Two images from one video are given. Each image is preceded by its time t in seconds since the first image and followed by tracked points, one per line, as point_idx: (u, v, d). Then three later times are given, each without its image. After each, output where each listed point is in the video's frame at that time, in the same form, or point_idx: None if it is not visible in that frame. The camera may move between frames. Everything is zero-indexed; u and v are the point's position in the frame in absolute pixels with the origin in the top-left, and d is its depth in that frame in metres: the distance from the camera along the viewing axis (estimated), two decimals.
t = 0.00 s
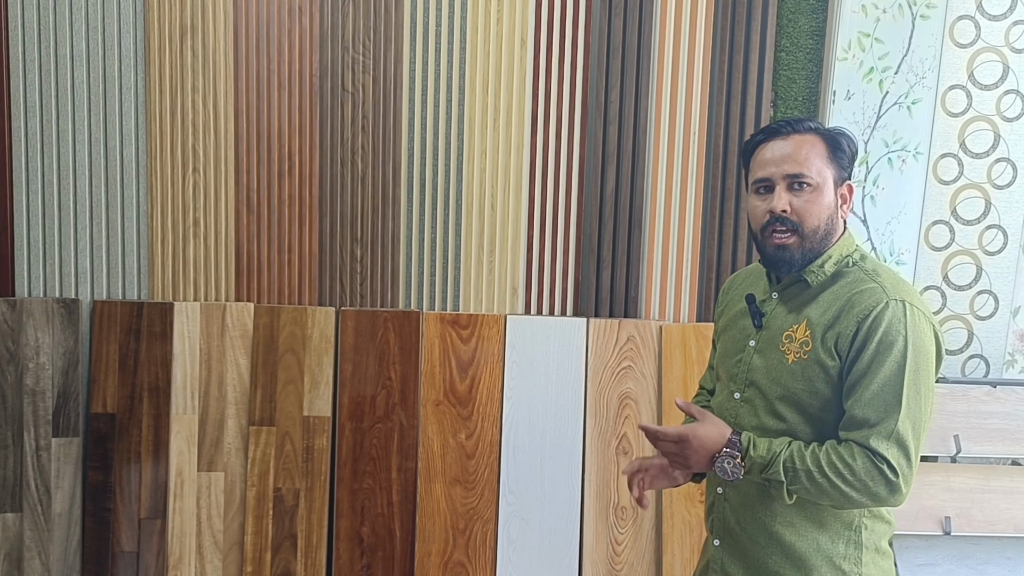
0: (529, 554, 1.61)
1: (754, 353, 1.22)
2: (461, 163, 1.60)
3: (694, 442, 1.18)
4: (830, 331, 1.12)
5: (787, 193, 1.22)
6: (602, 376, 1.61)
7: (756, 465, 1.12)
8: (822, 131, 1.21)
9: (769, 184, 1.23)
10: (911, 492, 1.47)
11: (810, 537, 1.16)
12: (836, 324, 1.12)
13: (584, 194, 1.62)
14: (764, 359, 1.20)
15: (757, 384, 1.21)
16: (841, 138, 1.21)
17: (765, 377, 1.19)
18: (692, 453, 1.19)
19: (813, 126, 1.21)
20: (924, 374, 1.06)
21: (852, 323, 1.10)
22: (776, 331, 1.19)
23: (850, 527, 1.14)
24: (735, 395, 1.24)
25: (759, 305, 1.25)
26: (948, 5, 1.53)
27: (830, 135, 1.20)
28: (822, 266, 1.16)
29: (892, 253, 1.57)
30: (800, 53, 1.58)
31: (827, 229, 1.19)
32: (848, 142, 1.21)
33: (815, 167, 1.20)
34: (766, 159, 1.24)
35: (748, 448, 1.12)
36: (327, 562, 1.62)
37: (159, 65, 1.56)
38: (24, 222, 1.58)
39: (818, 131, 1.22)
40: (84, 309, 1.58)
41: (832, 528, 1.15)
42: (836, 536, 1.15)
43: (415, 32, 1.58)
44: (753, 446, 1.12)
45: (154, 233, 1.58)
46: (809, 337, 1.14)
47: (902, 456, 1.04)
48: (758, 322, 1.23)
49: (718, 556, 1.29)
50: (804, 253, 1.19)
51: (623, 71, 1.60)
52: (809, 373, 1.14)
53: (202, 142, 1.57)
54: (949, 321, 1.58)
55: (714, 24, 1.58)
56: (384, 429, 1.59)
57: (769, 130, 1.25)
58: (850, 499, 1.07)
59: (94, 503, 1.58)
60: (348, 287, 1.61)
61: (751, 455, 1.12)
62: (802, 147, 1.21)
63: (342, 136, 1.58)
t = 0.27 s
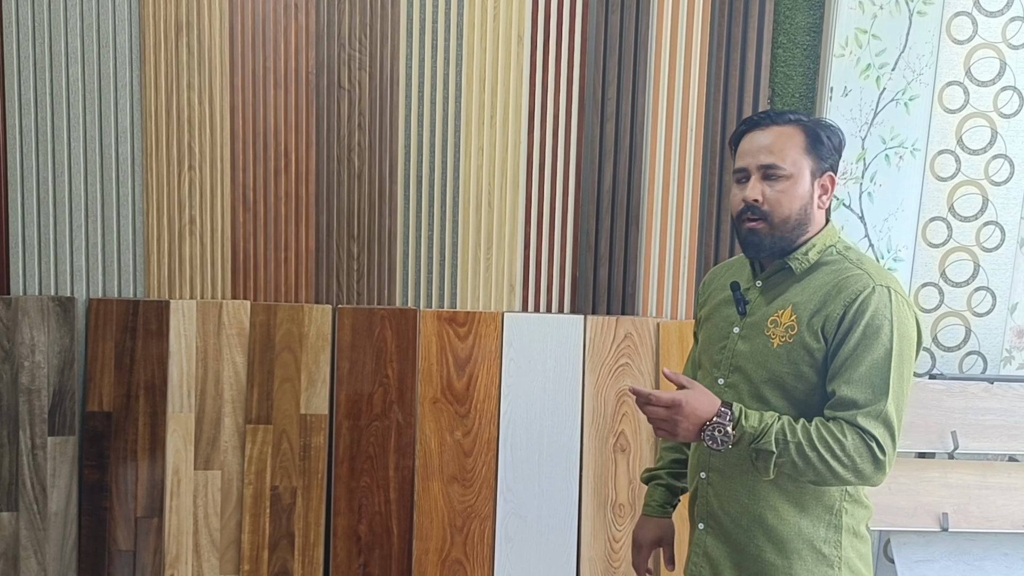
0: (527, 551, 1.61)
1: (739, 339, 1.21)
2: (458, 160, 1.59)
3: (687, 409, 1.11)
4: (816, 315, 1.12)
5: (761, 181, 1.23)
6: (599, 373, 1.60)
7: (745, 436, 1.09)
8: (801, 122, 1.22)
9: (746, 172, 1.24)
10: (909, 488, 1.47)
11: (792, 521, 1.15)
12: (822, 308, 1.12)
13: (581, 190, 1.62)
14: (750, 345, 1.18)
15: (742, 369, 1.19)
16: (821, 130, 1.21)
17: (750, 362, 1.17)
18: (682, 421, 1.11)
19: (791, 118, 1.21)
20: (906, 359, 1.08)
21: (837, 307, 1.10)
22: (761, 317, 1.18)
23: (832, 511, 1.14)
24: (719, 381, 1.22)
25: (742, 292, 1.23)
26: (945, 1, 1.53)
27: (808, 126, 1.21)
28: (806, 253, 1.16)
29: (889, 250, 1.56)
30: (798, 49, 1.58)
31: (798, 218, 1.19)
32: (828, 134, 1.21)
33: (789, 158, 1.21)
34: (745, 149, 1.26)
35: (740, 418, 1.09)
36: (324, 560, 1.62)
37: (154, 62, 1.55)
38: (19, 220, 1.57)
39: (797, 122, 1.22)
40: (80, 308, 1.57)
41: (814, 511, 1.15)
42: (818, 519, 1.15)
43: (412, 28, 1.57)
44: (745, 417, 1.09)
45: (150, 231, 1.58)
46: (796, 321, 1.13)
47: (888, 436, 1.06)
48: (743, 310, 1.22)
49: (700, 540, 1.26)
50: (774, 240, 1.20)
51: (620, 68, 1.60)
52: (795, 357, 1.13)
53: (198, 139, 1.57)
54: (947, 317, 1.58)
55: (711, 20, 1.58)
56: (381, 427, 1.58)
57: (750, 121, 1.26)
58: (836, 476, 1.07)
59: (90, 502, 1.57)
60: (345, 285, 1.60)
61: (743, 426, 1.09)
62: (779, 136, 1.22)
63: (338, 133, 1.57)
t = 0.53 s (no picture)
0: (525, 550, 1.61)
1: (722, 333, 1.18)
2: (457, 159, 1.59)
3: (644, 349, 1.08)
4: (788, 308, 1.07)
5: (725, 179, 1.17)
6: (598, 371, 1.60)
7: (681, 381, 1.04)
8: (774, 123, 1.13)
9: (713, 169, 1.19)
10: (908, 487, 1.47)
11: (769, 510, 1.09)
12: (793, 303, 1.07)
13: (580, 189, 1.62)
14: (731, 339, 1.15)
15: (723, 363, 1.16)
16: (791, 134, 1.11)
17: (729, 356, 1.15)
18: (635, 359, 1.08)
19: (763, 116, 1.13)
20: (861, 357, 0.98)
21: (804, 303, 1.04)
22: (742, 311, 1.15)
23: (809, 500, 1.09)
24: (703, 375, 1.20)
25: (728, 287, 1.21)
26: None
27: (778, 129, 1.12)
28: (786, 250, 1.12)
29: (888, 248, 1.57)
30: (796, 48, 1.58)
31: (755, 220, 1.13)
32: (800, 137, 1.11)
33: (752, 158, 1.13)
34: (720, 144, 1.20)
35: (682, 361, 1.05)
36: (323, 559, 1.61)
37: (151, 60, 1.55)
38: (15, 219, 1.57)
39: (771, 122, 1.13)
40: (77, 307, 1.57)
41: (791, 500, 1.09)
42: (795, 509, 1.09)
43: (410, 26, 1.57)
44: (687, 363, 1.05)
45: (147, 229, 1.57)
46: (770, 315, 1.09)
47: (811, 408, 0.95)
48: (728, 304, 1.20)
49: (682, 530, 1.21)
50: (732, 236, 1.17)
51: (618, 66, 1.59)
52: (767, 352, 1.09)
53: (196, 138, 1.56)
54: (945, 316, 1.58)
55: (709, 18, 1.58)
56: (379, 426, 1.58)
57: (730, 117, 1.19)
58: (749, 443, 0.98)
59: (87, 502, 1.57)
60: (343, 284, 1.60)
61: (682, 369, 1.04)
62: (747, 137, 1.14)
63: (336, 131, 1.57)
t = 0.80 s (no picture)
0: (526, 548, 1.61)
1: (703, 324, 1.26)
2: (456, 156, 1.58)
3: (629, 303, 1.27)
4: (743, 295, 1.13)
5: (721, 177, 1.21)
6: (597, 369, 1.60)
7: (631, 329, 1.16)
8: (768, 123, 1.16)
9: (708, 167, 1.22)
10: (907, 484, 1.47)
11: (727, 495, 1.14)
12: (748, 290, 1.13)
13: (580, 186, 1.61)
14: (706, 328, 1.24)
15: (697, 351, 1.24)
16: (787, 134, 1.15)
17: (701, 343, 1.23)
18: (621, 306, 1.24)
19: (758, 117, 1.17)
20: (773, 339, 1.01)
21: (752, 291, 1.11)
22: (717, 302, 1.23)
23: (766, 489, 1.12)
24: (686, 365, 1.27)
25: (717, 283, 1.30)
26: None
27: (773, 129, 1.16)
28: (759, 246, 1.18)
29: (887, 246, 1.57)
30: (796, 46, 1.58)
31: (748, 217, 1.18)
32: (794, 138, 1.15)
33: (747, 157, 1.16)
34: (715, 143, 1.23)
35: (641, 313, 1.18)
36: (322, 558, 1.61)
37: (149, 57, 1.54)
38: (13, 216, 1.56)
39: (766, 122, 1.17)
40: (75, 305, 1.56)
41: (749, 487, 1.12)
42: (753, 496, 1.12)
43: (409, 24, 1.57)
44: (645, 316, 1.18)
45: (146, 227, 1.57)
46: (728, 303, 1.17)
47: (703, 365, 1.02)
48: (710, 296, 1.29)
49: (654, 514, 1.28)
50: (725, 233, 1.21)
51: (618, 64, 1.59)
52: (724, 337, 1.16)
53: (194, 135, 1.56)
54: (944, 314, 1.59)
55: (709, 16, 1.57)
56: (379, 423, 1.58)
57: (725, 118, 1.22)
58: (650, 389, 1.07)
59: (85, 501, 1.56)
60: (343, 282, 1.60)
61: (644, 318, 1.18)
62: (742, 136, 1.17)
63: (335, 128, 1.57)
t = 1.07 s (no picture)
0: (528, 547, 1.61)
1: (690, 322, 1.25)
2: (459, 155, 1.58)
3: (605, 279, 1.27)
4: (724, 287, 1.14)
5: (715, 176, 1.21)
6: (599, 368, 1.60)
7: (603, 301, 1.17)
8: (764, 124, 1.17)
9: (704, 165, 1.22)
10: (910, 483, 1.48)
11: (702, 484, 1.13)
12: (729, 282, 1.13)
13: (582, 184, 1.61)
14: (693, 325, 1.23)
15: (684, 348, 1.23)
16: (782, 134, 1.16)
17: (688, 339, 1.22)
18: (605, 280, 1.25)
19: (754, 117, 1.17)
20: (740, 324, 1.02)
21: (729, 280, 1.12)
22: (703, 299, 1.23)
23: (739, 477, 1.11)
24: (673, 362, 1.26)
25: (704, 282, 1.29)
26: None
27: (769, 130, 1.16)
28: (747, 244, 1.19)
29: (889, 245, 1.57)
30: (798, 44, 1.58)
31: (742, 215, 1.18)
32: (790, 138, 1.16)
33: (742, 156, 1.17)
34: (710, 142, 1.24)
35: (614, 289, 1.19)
36: (324, 556, 1.61)
37: (151, 56, 1.54)
38: (14, 215, 1.56)
39: (761, 122, 1.18)
40: (77, 304, 1.56)
41: (723, 476, 1.11)
42: (727, 485, 1.11)
43: (412, 22, 1.57)
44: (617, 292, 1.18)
45: (148, 226, 1.56)
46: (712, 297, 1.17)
47: (667, 338, 1.03)
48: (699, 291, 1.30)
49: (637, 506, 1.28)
50: (719, 232, 1.21)
51: (621, 62, 1.59)
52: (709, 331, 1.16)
53: (196, 133, 1.55)
54: (945, 313, 1.59)
55: (712, 15, 1.57)
56: (381, 422, 1.58)
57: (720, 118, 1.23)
58: (613, 356, 1.09)
59: (87, 500, 1.56)
60: (345, 280, 1.59)
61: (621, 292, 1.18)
62: (738, 136, 1.18)
63: (337, 127, 1.56)
